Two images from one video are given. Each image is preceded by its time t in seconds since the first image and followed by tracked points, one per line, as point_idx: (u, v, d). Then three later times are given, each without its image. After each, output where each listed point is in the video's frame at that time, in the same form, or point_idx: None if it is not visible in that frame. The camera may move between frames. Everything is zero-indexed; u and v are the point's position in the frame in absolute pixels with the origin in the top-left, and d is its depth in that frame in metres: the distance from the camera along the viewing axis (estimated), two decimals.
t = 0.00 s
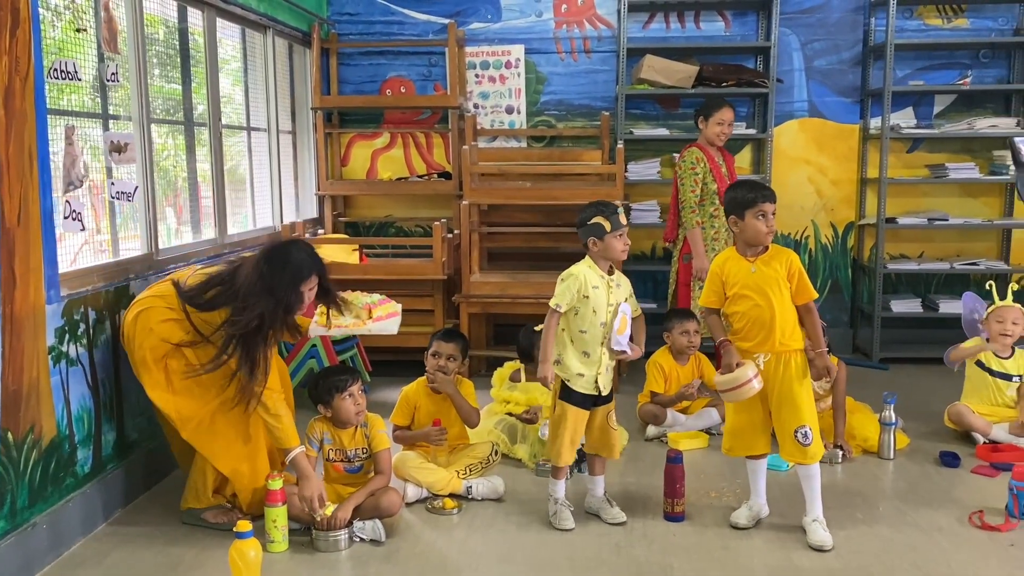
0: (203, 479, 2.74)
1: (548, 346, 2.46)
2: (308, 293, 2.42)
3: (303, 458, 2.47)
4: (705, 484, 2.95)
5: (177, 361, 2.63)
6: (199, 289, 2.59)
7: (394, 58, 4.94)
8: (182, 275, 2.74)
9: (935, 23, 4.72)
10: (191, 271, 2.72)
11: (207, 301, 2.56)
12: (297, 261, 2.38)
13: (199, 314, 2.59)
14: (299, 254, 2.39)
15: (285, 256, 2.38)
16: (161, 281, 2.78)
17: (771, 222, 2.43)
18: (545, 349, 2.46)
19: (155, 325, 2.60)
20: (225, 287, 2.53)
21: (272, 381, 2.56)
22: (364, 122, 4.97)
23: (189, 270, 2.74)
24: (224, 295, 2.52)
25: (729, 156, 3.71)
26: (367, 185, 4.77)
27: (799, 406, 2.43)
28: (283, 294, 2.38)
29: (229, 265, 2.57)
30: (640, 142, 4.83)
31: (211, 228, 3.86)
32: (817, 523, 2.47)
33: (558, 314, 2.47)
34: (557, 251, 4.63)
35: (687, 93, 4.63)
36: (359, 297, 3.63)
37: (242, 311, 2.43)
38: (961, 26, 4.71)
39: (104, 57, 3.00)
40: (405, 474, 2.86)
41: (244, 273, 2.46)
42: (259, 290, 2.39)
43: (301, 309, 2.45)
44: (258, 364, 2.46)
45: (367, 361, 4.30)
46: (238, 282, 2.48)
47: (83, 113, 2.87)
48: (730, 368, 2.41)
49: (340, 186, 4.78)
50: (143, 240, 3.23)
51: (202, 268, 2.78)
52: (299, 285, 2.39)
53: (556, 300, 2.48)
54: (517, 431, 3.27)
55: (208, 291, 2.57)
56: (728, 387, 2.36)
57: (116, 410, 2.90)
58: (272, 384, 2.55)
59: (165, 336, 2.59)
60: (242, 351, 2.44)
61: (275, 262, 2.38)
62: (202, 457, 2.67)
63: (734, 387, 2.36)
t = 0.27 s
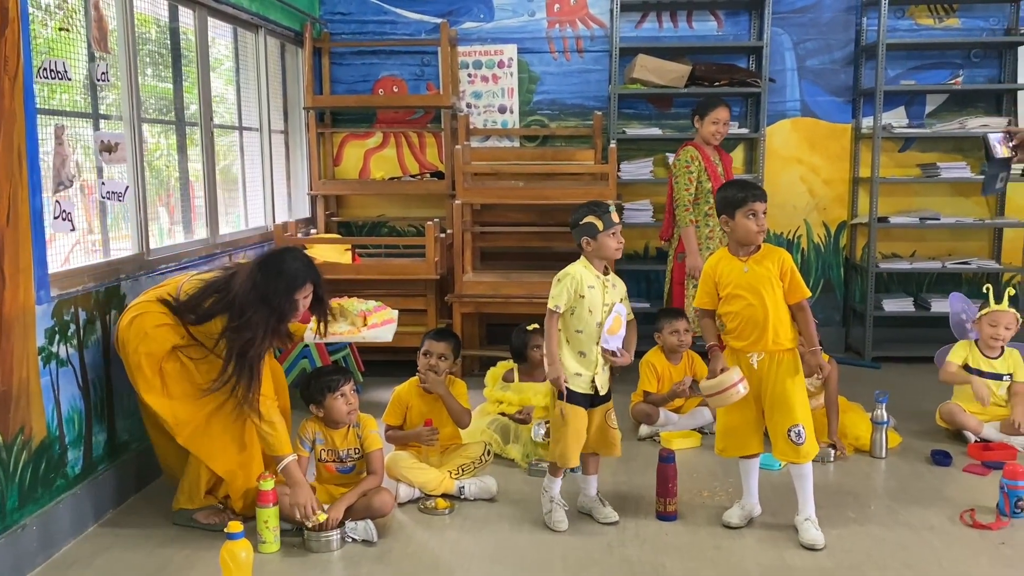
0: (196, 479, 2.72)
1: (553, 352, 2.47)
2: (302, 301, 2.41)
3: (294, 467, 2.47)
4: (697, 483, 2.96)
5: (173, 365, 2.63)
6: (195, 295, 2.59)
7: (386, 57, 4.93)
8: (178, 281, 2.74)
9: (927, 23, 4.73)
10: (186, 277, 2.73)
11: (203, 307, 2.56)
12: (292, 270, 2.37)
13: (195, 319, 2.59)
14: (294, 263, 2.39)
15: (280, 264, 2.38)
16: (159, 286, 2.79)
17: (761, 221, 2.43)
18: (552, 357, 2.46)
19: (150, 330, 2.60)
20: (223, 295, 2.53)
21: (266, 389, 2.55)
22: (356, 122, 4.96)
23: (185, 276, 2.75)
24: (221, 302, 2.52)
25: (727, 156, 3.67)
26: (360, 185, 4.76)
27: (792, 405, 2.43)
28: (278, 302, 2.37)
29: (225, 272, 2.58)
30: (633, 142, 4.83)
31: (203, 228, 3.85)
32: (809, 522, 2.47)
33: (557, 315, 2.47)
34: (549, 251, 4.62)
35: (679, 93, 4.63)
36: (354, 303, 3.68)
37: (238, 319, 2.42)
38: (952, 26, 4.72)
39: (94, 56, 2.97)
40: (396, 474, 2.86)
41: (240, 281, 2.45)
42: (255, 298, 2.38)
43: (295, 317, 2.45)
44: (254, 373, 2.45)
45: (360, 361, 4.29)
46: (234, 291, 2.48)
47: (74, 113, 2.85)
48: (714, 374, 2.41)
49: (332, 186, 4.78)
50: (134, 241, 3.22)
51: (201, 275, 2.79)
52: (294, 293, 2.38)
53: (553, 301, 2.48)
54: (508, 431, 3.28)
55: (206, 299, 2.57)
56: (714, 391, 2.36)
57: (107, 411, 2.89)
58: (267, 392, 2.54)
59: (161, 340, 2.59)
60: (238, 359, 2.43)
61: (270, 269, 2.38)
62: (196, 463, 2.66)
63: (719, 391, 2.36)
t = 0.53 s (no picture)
0: (189, 480, 2.71)
1: (552, 355, 2.45)
2: (297, 305, 2.41)
3: (287, 471, 2.46)
4: (691, 482, 2.96)
5: (167, 368, 2.61)
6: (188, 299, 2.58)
7: (379, 57, 4.92)
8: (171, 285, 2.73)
9: (919, 22, 4.75)
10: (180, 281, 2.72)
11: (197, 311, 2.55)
12: (287, 274, 2.37)
13: (189, 321, 2.57)
14: (288, 267, 2.39)
15: (274, 268, 2.38)
16: (153, 289, 2.78)
17: (753, 220, 2.44)
18: (552, 362, 2.44)
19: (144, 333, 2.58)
20: (217, 299, 2.52)
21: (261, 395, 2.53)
22: (349, 121, 4.96)
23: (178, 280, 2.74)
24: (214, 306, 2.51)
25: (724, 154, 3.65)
26: (353, 184, 4.75)
27: (786, 402, 2.43)
28: (272, 306, 2.37)
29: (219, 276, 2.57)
30: (626, 141, 4.83)
31: (196, 227, 3.83)
32: (801, 521, 2.47)
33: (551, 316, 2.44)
34: (543, 250, 4.62)
35: (672, 92, 4.63)
36: (348, 307, 3.66)
37: (232, 324, 2.42)
38: (944, 25, 4.74)
39: (85, 56, 2.95)
40: (389, 474, 2.85)
41: (234, 286, 2.45)
42: (249, 302, 2.38)
43: (290, 321, 2.44)
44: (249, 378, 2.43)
45: (352, 361, 4.29)
46: (229, 295, 2.47)
47: (66, 112, 2.84)
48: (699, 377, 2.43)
49: (325, 186, 4.77)
50: (125, 240, 3.20)
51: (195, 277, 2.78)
52: (288, 296, 2.38)
53: (547, 303, 2.45)
54: (502, 431, 3.27)
55: (200, 303, 2.56)
56: (696, 393, 2.37)
57: (98, 412, 2.88)
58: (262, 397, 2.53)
59: (155, 343, 2.58)
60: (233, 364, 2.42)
61: (264, 274, 2.38)
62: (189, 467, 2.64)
63: (701, 393, 2.37)
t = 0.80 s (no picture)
0: (181, 481, 2.69)
1: (548, 359, 2.44)
2: (291, 308, 2.40)
3: (280, 474, 2.46)
4: (685, 481, 2.96)
5: (161, 369, 2.60)
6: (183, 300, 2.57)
7: (373, 55, 4.91)
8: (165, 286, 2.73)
9: (911, 20, 4.75)
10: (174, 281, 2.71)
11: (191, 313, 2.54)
12: (281, 277, 2.36)
13: (183, 322, 2.56)
14: (282, 269, 2.38)
15: (268, 271, 2.36)
16: (149, 290, 2.77)
17: (744, 220, 2.44)
18: (549, 367, 2.43)
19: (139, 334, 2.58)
20: (211, 302, 2.51)
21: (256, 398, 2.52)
22: (342, 120, 4.95)
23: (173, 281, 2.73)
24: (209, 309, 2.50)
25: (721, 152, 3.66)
26: (346, 183, 4.75)
27: (780, 401, 2.43)
28: (266, 309, 2.36)
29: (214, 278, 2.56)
30: (620, 140, 4.83)
31: (189, 227, 3.82)
32: (795, 518, 2.48)
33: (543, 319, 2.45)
34: (537, 249, 4.62)
35: (666, 91, 4.63)
36: (343, 308, 3.65)
37: (227, 327, 2.40)
38: (937, 24, 4.75)
39: (76, 54, 2.94)
40: (384, 473, 2.85)
41: (229, 288, 2.43)
42: (244, 305, 2.36)
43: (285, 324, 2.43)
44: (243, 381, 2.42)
45: (347, 360, 4.28)
46: (223, 298, 2.45)
47: (58, 112, 2.83)
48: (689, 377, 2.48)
49: (319, 185, 4.76)
50: (118, 240, 3.19)
51: (190, 277, 2.77)
52: (283, 299, 2.36)
53: (540, 306, 2.45)
54: (496, 431, 3.27)
55: (195, 304, 2.55)
56: (686, 395, 2.42)
57: (90, 413, 2.87)
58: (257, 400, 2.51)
59: (149, 344, 2.57)
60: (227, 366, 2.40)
61: (258, 276, 2.37)
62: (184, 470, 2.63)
63: (689, 394, 2.42)
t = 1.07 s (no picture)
0: (175, 483, 2.68)
1: (544, 370, 2.42)
2: (285, 309, 2.40)
3: (275, 477, 2.46)
4: (679, 480, 2.96)
5: (155, 370, 2.59)
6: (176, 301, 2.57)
7: (366, 55, 4.91)
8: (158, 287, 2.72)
9: (905, 19, 4.77)
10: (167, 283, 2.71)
11: (185, 314, 2.53)
12: (275, 278, 2.36)
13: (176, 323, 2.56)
14: (277, 270, 2.38)
15: (263, 272, 2.37)
16: (141, 290, 2.76)
17: (739, 219, 2.44)
18: (546, 378, 2.42)
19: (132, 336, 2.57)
20: (204, 303, 2.51)
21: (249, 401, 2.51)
22: (336, 119, 4.94)
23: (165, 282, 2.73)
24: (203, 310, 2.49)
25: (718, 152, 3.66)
26: (340, 183, 4.74)
27: (773, 400, 2.43)
28: (261, 311, 2.36)
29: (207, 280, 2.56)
30: (614, 139, 4.83)
31: (182, 227, 3.81)
32: (787, 516, 2.48)
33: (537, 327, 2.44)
34: (531, 248, 4.62)
35: (659, 90, 4.63)
36: (337, 310, 3.62)
37: (222, 329, 2.40)
38: (929, 23, 4.76)
39: (69, 54, 2.92)
40: (379, 474, 2.85)
41: (222, 290, 2.43)
42: (239, 306, 2.37)
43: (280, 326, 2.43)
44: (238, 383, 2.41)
45: (341, 360, 4.27)
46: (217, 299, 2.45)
47: (50, 111, 2.82)
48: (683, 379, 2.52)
49: (312, 184, 4.75)
50: (111, 240, 3.18)
51: (183, 278, 2.76)
52: (277, 301, 2.37)
53: (533, 316, 2.43)
54: (491, 430, 3.27)
55: (188, 306, 2.54)
56: (678, 396, 2.47)
57: (83, 414, 2.86)
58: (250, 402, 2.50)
59: (142, 346, 2.56)
60: (222, 369, 2.40)
61: (253, 278, 2.37)
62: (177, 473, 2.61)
63: (681, 397, 2.47)
